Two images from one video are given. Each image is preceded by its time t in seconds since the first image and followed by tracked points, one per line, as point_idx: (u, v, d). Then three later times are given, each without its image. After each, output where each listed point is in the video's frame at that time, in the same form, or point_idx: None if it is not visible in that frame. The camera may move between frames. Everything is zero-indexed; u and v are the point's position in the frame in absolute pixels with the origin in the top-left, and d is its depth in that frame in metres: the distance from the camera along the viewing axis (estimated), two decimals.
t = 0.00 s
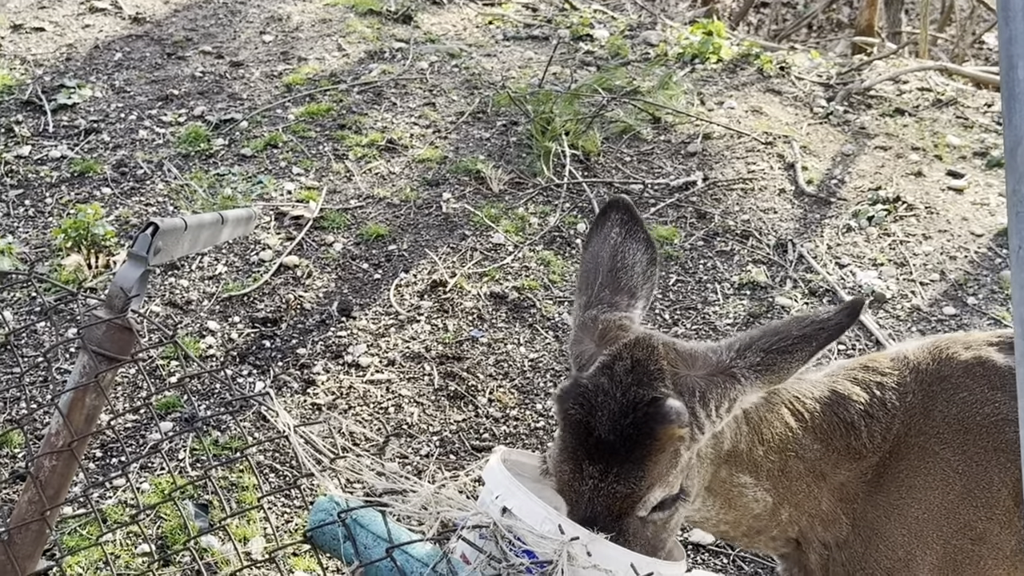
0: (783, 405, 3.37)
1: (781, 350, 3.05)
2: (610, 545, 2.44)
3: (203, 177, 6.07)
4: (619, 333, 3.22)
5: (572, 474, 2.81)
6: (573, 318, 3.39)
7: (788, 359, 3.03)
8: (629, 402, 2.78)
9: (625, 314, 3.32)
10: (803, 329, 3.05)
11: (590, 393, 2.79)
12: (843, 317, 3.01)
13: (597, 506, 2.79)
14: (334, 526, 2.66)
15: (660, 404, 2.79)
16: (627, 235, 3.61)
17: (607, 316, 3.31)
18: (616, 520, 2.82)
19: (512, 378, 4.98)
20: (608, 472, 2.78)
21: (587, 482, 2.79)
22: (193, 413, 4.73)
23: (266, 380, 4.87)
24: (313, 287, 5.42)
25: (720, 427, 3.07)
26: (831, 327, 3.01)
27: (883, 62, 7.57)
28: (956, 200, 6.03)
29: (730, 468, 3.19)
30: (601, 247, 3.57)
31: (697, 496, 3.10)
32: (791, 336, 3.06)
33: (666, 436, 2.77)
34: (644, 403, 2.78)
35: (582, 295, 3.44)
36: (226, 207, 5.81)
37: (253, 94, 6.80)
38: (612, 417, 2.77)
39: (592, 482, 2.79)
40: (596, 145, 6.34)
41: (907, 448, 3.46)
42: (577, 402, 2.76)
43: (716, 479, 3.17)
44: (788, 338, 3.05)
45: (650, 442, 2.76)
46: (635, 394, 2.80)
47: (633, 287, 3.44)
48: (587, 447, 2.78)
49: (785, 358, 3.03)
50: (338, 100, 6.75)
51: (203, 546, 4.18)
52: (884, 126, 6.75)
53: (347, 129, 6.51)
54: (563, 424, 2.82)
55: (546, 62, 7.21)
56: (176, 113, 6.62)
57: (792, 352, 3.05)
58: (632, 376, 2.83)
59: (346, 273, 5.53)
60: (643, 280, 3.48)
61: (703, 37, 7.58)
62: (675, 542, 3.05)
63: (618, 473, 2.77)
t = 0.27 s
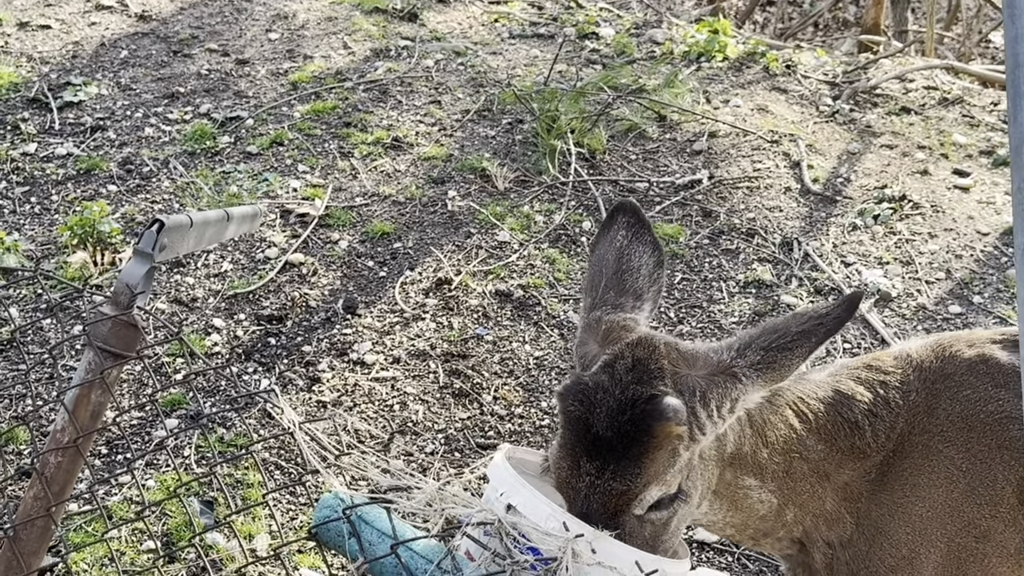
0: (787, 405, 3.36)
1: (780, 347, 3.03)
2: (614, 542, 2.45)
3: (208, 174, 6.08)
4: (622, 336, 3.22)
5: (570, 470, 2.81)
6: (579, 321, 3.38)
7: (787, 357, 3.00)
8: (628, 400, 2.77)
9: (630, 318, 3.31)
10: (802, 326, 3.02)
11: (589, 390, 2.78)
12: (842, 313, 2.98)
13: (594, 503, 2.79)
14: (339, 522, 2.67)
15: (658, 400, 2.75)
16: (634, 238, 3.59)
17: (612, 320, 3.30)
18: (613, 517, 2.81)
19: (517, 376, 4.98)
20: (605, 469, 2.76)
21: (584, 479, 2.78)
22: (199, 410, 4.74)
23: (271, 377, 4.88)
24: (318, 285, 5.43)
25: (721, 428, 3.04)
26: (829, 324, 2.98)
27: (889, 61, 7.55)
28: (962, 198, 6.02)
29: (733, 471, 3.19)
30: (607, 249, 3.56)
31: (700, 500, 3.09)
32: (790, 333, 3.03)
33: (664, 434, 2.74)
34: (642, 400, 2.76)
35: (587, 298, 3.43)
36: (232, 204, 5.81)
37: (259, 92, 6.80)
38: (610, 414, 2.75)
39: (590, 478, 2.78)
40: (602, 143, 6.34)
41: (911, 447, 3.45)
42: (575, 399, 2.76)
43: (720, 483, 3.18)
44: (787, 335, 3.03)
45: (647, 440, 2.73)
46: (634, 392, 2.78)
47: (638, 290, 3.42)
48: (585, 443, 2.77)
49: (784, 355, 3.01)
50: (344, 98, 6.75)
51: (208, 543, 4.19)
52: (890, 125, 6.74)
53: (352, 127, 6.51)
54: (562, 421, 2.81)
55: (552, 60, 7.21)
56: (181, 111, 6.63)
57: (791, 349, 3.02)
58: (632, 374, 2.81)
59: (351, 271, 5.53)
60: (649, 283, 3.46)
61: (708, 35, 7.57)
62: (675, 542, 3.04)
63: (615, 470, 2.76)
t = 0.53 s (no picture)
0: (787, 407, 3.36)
1: (776, 353, 3.04)
2: (614, 541, 2.46)
3: (210, 173, 6.08)
4: (619, 341, 3.22)
5: (568, 478, 2.79)
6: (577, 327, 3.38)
7: (784, 362, 3.03)
8: (625, 406, 2.78)
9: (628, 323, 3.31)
10: (798, 332, 3.05)
11: (586, 397, 2.80)
12: (838, 319, 3.01)
13: (592, 510, 2.77)
14: (339, 521, 2.67)
15: (654, 406, 2.77)
16: (633, 244, 3.59)
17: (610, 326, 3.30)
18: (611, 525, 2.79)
19: (519, 375, 4.98)
20: (602, 476, 2.76)
21: (582, 486, 2.77)
22: (200, 409, 4.74)
23: (273, 376, 4.88)
24: (319, 284, 5.43)
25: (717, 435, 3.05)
26: (826, 329, 3.01)
27: (891, 59, 7.55)
28: (965, 197, 6.02)
29: (733, 475, 3.19)
30: (605, 256, 3.56)
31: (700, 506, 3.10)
32: (786, 339, 3.05)
33: (661, 440, 2.75)
34: (637, 406, 2.78)
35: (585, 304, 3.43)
36: (234, 203, 5.81)
37: (260, 90, 6.80)
38: (607, 421, 2.77)
39: (587, 485, 2.77)
40: (604, 142, 6.34)
41: (912, 446, 3.45)
42: (572, 405, 2.77)
43: (720, 488, 3.18)
44: (782, 341, 3.05)
45: (645, 446, 2.75)
46: (631, 399, 2.79)
47: (637, 297, 3.42)
48: (582, 450, 2.78)
49: (779, 360, 3.03)
50: (346, 96, 6.75)
51: (209, 542, 4.20)
52: (892, 124, 6.73)
53: (354, 125, 6.51)
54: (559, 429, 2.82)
55: (554, 59, 7.20)
56: (183, 110, 6.63)
57: (787, 355, 3.04)
58: (629, 382, 2.83)
59: (353, 270, 5.53)
60: (647, 289, 3.46)
61: (710, 33, 7.56)
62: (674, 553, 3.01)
63: (612, 476, 2.75)
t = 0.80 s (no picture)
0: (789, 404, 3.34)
1: (784, 330, 3.02)
2: (611, 540, 2.44)
3: (208, 172, 6.08)
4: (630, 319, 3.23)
5: (573, 445, 2.86)
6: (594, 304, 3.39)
7: (792, 338, 3.00)
8: (633, 377, 2.79)
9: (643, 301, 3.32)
10: (807, 308, 3.02)
11: (596, 367, 2.82)
12: (847, 296, 2.98)
13: (594, 478, 2.84)
14: (336, 520, 2.68)
15: (661, 378, 2.76)
16: (651, 221, 3.58)
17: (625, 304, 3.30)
18: (614, 493, 2.86)
19: (517, 373, 4.99)
20: (605, 446, 2.81)
21: (586, 453, 2.84)
22: (199, 409, 4.75)
23: (271, 375, 4.88)
24: (318, 283, 5.43)
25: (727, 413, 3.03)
26: (833, 306, 2.98)
27: (890, 57, 7.54)
28: (962, 195, 6.02)
29: (741, 466, 3.19)
30: (623, 233, 3.55)
31: (705, 490, 3.11)
32: (795, 316, 3.02)
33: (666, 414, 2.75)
34: (646, 378, 2.78)
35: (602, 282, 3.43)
36: (232, 202, 5.81)
37: (259, 90, 6.80)
38: (614, 390, 2.79)
39: (591, 454, 2.83)
40: (602, 140, 6.33)
41: (910, 446, 3.44)
42: (581, 374, 2.80)
43: (727, 478, 3.17)
44: (792, 318, 3.02)
45: (650, 418, 2.75)
46: (640, 370, 2.80)
47: (653, 273, 3.41)
48: (589, 419, 2.82)
49: (788, 337, 3.00)
50: (344, 96, 6.74)
51: (208, 542, 4.20)
52: (890, 122, 6.73)
53: (352, 124, 6.51)
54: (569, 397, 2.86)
55: (552, 58, 7.20)
56: (181, 109, 6.63)
57: (796, 331, 3.02)
58: (639, 354, 2.84)
59: (351, 269, 5.53)
60: (664, 266, 3.45)
61: (709, 32, 7.55)
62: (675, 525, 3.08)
63: (616, 446, 2.80)
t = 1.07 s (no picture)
0: (790, 393, 3.32)
1: (788, 304, 2.98)
2: (606, 536, 2.45)
3: (204, 172, 6.08)
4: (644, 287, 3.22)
5: (577, 406, 2.86)
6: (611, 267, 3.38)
7: (796, 314, 2.96)
8: (641, 343, 2.79)
9: (660, 271, 3.31)
10: (813, 284, 2.97)
11: (606, 330, 2.82)
12: (853, 272, 2.92)
13: (594, 440, 2.85)
14: (332, 518, 2.66)
15: (670, 346, 2.76)
16: (676, 191, 3.55)
17: (642, 271, 3.29)
18: (612, 456, 2.86)
19: (513, 372, 5.00)
20: (608, 409, 2.81)
21: (588, 415, 2.84)
22: (194, 408, 4.75)
23: (267, 374, 4.89)
24: (313, 282, 5.43)
25: (732, 384, 3.02)
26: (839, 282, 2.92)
27: (884, 55, 7.55)
28: (957, 192, 6.04)
29: (745, 444, 3.16)
30: (647, 200, 3.52)
31: (706, 463, 3.06)
32: (801, 290, 2.98)
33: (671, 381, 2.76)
34: (655, 344, 2.78)
35: (622, 246, 3.42)
36: (227, 202, 5.81)
37: (253, 89, 6.80)
38: (622, 354, 2.79)
39: (593, 415, 2.84)
40: (597, 138, 6.34)
41: (908, 443, 3.42)
42: (591, 336, 2.81)
43: (729, 457, 3.14)
44: (796, 293, 2.98)
45: (654, 385, 2.76)
46: (649, 337, 2.80)
47: (672, 244, 3.40)
48: (595, 381, 2.82)
49: (790, 313, 2.96)
50: (339, 95, 6.74)
51: (204, 541, 4.21)
52: (885, 119, 6.74)
53: (347, 124, 6.50)
54: (577, 358, 2.86)
55: (547, 56, 7.20)
56: (176, 109, 6.63)
57: (802, 307, 2.98)
58: (650, 321, 2.84)
59: (347, 268, 5.54)
60: (684, 237, 3.43)
61: (703, 30, 7.56)
62: (671, 498, 3.06)
63: (619, 409, 2.79)
